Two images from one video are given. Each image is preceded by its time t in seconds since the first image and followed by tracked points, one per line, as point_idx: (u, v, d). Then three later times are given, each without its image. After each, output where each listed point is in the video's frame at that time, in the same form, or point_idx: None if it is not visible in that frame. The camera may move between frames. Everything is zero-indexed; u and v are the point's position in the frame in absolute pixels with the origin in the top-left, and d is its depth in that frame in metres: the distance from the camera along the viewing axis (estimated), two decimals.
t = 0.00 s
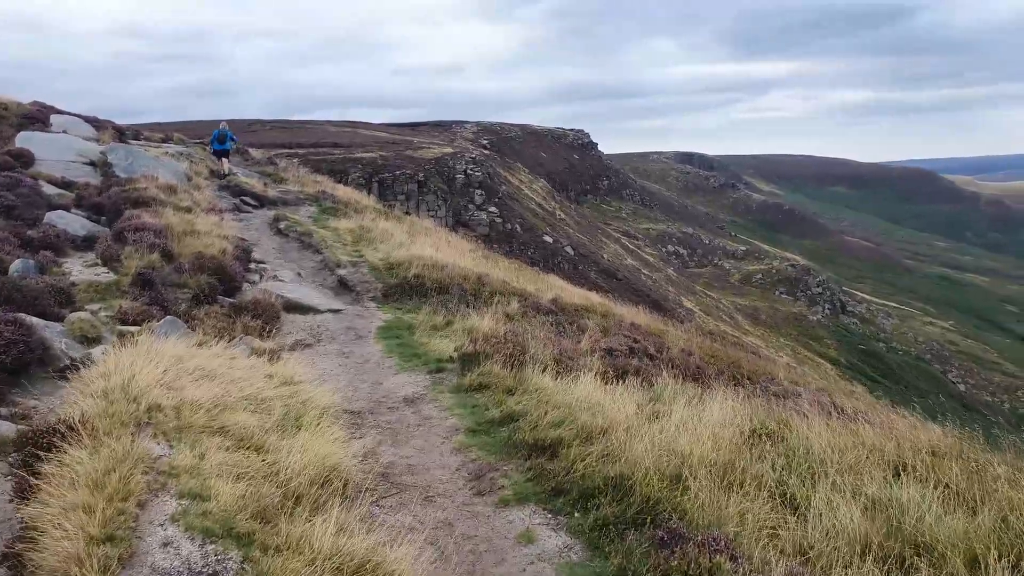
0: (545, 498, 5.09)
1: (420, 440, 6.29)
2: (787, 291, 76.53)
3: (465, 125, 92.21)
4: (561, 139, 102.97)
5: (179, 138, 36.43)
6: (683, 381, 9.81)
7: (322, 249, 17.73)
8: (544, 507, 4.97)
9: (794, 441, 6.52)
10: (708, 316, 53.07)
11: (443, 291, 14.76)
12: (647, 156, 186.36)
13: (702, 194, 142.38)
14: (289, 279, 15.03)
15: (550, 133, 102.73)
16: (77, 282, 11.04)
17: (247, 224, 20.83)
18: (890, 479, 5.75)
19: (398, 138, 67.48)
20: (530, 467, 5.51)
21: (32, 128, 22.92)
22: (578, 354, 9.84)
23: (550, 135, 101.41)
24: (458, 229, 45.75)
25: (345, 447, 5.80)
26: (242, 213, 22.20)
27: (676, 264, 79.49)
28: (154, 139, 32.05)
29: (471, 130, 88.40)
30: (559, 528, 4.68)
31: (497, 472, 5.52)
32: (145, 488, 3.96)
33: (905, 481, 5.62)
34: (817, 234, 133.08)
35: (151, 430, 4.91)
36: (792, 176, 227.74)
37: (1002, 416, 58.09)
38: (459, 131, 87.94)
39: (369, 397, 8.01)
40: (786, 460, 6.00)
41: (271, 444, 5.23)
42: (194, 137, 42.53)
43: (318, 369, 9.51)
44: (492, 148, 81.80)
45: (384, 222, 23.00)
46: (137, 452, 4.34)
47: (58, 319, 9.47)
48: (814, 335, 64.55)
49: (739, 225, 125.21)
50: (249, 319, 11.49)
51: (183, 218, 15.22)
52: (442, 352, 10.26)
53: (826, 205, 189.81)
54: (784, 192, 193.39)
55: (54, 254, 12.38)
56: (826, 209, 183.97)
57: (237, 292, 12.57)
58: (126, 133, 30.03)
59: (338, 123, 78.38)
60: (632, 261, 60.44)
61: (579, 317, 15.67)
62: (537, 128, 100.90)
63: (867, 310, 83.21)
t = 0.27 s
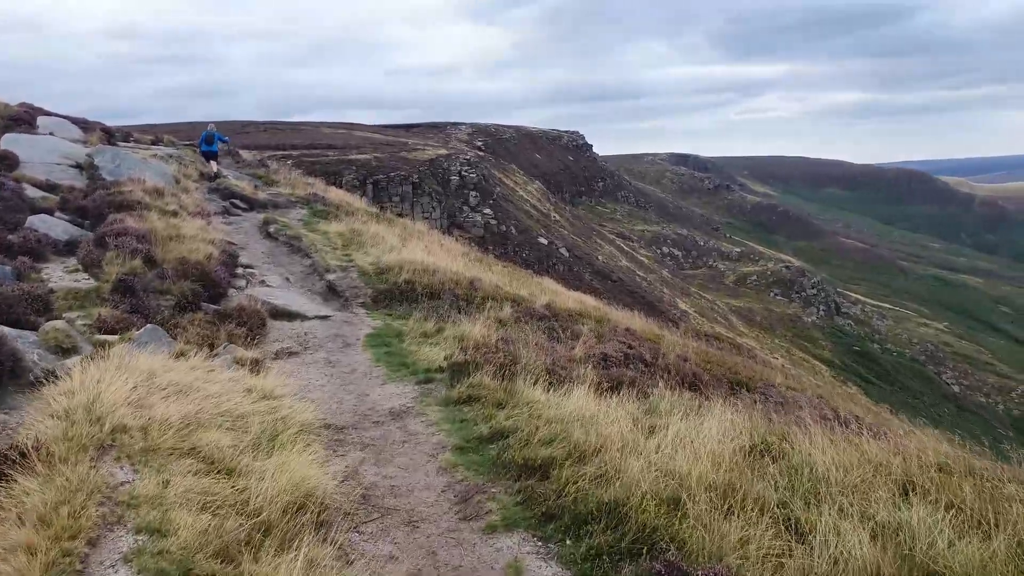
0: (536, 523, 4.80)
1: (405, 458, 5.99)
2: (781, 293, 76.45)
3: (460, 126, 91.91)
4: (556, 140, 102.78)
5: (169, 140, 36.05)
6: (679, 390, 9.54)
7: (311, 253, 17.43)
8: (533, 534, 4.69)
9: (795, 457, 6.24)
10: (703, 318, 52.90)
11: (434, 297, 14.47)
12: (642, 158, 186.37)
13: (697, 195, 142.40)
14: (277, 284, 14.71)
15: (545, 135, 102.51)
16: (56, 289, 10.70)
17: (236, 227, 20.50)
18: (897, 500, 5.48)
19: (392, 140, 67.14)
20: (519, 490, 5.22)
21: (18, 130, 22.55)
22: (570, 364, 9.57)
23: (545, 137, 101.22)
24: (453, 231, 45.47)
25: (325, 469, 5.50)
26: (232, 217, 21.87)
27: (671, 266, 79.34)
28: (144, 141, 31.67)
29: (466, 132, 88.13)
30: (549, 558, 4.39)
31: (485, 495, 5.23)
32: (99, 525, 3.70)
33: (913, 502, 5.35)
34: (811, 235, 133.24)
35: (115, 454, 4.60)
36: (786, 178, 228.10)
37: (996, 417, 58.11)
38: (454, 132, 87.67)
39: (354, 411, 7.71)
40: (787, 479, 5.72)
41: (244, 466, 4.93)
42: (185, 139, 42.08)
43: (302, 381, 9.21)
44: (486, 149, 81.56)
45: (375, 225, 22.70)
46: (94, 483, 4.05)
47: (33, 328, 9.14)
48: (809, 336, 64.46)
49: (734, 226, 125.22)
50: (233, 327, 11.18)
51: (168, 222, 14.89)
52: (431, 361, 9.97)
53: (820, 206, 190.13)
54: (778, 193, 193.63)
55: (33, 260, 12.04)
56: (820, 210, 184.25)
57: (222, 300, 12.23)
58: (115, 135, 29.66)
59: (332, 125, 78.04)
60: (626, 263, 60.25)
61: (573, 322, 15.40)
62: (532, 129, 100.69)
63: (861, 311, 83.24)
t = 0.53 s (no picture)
0: (528, 547, 4.47)
1: (390, 475, 5.67)
2: (774, 293, 76.33)
3: (453, 127, 91.48)
4: (549, 142, 102.51)
5: (157, 141, 35.53)
6: (676, 397, 9.22)
7: (300, 255, 17.07)
8: (525, 558, 4.37)
9: (801, 469, 5.92)
10: (696, 318, 52.61)
11: (425, 300, 14.14)
12: (635, 158, 186.32)
13: (690, 196, 142.34)
14: (264, 288, 14.35)
15: (538, 136, 102.17)
16: (30, 295, 10.34)
17: (223, 230, 20.11)
18: (909, 514, 5.16)
19: (385, 140, 66.71)
20: (510, 510, 4.89)
21: None
22: (564, 370, 9.24)
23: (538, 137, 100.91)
24: (445, 232, 45.10)
25: (303, 489, 5.15)
26: (219, 220, 21.50)
27: (664, 266, 79.13)
28: (131, 142, 31.20)
29: (458, 132, 87.71)
30: None
31: (475, 515, 4.90)
32: (44, 562, 3.42)
33: (926, 516, 5.03)
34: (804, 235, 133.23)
35: (72, 477, 4.26)
36: (779, 178, 228.46)
37: (988, 417, 58.05)
38: (447, 133, 87.27)
39: (338, 423, 7.37)
40: (793, 493, 5.40)
41: (214, 488, 4.58)
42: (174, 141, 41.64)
43: (286, 391, 8.88)
44: (479, 150, 81.23)
45: (366, 227, 22.35)
46: (44, 512, 3.72)
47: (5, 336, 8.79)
48: (802, 336, 64.31)
49: (728, 227, 125.15)
50: (216, 334, 10.83)
51: (152, 224, 14.50)
52: (422, 368, 9.62)
53: (812, 207, 190.46)
54: (771, 193, 193.90)
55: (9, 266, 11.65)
56: (813, 210, 184.40)
57: (206, 305, 11.86)
58: (101, 137, 29.19)
59: (324, 126, 77.61)
60: (620, 263, 59.94)
61: (567, 326, 15.09)
62: (525, 130, 100.33)
63: (854, 311, 83.17)
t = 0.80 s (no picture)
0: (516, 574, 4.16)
1: (372, 493, 5.33)
2: (766, 293, 76.31)
3: (444, 128, 91.09)
4: (541, 142, 102.27)
5: (143, 141, 35.02)
6: (672, 404, 8.92)
7: (286, 257, 16.71)
8: None
9: (805, 482, 5.60)
10: (688, 319, 52.45)
11: (413, 304, 13.81)
12: (626, 159, 186.30)
13: (681, 197, 142.44)
14: (248, 291, 13.99)
15: (529, 136, 101.89)
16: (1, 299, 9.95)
17: (207, 231, 19.71)
18: (920, 531, 4.85)
19: (375, 141, 66.28)
20: (499, 533, 4.57)
21: None
22: (556, 377, 8.93)
23: (530, 138, 100.66)
24: (436, 233, 44.74)
25: (278, 511, 4.82)
26: (204, 221, 21.08)
27: (655, 267, 78.99)
28: (116, 142, 30.69)
29: (450, 133, 87.31)
30: None
31: (460, 539, 4.58)
32: None
33: (940, 536, 4.71)
34: (795, 235, 133.50)
35: (21, 502, 3.92)
36: (770, 179, 229.10)
37: (979, 417, 58.13)
38: (438, 134, 86.87)
39: (320, 436, 7.03)
40: (798, 509, 5.09)
41: (179, 512, 4.25)
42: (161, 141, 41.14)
43: (267, 400, 8.53)
44: (471, 151, 80.89)
45: (355, 228, 21.99)
46: None
47: None
48: (793, 336, 64.28)
49: (719, 228, 125.27)
50: (196, 339, 10.48)
51: (132, 226, 14.09)
52: (408, 375, 9.29)
53: (803, 207, 190.98)
54: (761, 193, 194.32)
55: None
56: (804, 211, 184.86)
57: (185, 309, 11.49)
58: (85, 136, 28.69)
59: (314, 126, 77.07)
60: (611, 264, 59.72)
61: (559, 329, 14.79)
62: (516, 131, 100.05)
63: (845, 312, 83.29)
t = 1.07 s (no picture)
0: None
1: (346, 507, 4.98)
2: (759, 293, 76.18)
3: (437, 128, 90.67)
4: (533, 142, 101.99)
5: (130, 140, 34.51)
6: (667, 410, 8.59)
7: (270, 257, 16.32)
8: None
9: (807, 493, 5.27)
10: (681, 319, 52.22)
11: (400, 305, 13.45)
12: (619, 159, 186.21)
13: (674, 197, 142.41)
14: (230, 291, 13.60)
15: (522, 137, 101.57)
16: None
17: (192, 231, 19.30)
18: (932, 547, 4.51)
19: (367, 141, 65.88)
20: (480, 553, 4.23)
21: None
22: (546, 381, 8.59)
23: (522, 138, 100.39)
24: (428, 233, 44.36)
25: (241, 527, 4.47)
26: (190, 220, 20.67)
27: (648, 267, 78.74)
28: (101, 141, 30.20)
29: (443, 133, 86.93)
30: None
31: (438, 559, 4.24)
32: None
33: (955, 553, 4.37)
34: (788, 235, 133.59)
35: None
36: (762, 179, 229.48)
37: (972, 417, 58.13)
38: (430, 134, 86.47)
39: (295, 445, 6.68)
40: (801, 524, 4.76)
41: (129, 532, 3.90)
42: (149, 140, 40.64)
43: (244, 406, 8.17)
44: (463, 151, 80.51)
45: (343, 228, 21.62)
46: None
47: None
48: (786, 336, 64.15)
49: (712, 228, 125.27)
50: (173, 340, 10.08)
51: (110, 225, 13.67)
52: (392, 379, 8.94)
53: (795, 207, 191.36)
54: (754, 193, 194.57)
55: None
56: (797, 211, 185.17)
57: (163, 310, 11.09)
58: (69, 135, 28.20)
59: (305, 126, 76.54)
60: (604, 264, 59.46)
61: (550, 331, 14.45)
62: (508, 131, 99.74)
63: (838, 312, 83.32)
